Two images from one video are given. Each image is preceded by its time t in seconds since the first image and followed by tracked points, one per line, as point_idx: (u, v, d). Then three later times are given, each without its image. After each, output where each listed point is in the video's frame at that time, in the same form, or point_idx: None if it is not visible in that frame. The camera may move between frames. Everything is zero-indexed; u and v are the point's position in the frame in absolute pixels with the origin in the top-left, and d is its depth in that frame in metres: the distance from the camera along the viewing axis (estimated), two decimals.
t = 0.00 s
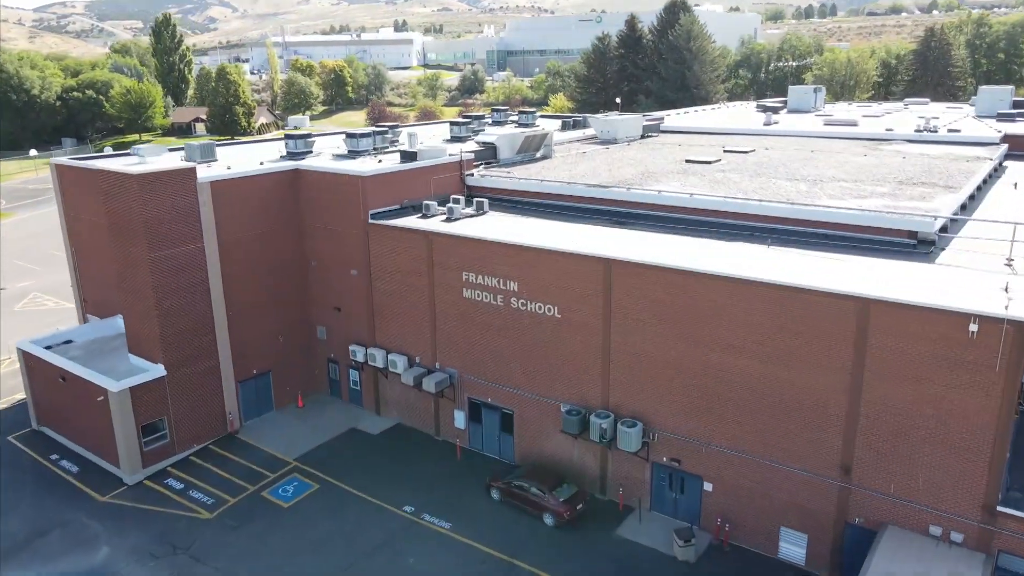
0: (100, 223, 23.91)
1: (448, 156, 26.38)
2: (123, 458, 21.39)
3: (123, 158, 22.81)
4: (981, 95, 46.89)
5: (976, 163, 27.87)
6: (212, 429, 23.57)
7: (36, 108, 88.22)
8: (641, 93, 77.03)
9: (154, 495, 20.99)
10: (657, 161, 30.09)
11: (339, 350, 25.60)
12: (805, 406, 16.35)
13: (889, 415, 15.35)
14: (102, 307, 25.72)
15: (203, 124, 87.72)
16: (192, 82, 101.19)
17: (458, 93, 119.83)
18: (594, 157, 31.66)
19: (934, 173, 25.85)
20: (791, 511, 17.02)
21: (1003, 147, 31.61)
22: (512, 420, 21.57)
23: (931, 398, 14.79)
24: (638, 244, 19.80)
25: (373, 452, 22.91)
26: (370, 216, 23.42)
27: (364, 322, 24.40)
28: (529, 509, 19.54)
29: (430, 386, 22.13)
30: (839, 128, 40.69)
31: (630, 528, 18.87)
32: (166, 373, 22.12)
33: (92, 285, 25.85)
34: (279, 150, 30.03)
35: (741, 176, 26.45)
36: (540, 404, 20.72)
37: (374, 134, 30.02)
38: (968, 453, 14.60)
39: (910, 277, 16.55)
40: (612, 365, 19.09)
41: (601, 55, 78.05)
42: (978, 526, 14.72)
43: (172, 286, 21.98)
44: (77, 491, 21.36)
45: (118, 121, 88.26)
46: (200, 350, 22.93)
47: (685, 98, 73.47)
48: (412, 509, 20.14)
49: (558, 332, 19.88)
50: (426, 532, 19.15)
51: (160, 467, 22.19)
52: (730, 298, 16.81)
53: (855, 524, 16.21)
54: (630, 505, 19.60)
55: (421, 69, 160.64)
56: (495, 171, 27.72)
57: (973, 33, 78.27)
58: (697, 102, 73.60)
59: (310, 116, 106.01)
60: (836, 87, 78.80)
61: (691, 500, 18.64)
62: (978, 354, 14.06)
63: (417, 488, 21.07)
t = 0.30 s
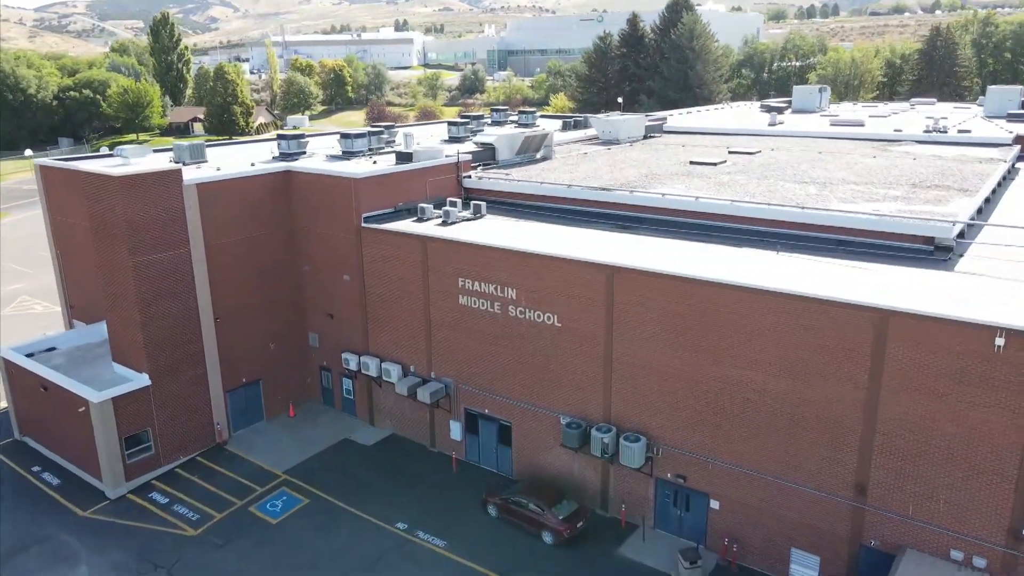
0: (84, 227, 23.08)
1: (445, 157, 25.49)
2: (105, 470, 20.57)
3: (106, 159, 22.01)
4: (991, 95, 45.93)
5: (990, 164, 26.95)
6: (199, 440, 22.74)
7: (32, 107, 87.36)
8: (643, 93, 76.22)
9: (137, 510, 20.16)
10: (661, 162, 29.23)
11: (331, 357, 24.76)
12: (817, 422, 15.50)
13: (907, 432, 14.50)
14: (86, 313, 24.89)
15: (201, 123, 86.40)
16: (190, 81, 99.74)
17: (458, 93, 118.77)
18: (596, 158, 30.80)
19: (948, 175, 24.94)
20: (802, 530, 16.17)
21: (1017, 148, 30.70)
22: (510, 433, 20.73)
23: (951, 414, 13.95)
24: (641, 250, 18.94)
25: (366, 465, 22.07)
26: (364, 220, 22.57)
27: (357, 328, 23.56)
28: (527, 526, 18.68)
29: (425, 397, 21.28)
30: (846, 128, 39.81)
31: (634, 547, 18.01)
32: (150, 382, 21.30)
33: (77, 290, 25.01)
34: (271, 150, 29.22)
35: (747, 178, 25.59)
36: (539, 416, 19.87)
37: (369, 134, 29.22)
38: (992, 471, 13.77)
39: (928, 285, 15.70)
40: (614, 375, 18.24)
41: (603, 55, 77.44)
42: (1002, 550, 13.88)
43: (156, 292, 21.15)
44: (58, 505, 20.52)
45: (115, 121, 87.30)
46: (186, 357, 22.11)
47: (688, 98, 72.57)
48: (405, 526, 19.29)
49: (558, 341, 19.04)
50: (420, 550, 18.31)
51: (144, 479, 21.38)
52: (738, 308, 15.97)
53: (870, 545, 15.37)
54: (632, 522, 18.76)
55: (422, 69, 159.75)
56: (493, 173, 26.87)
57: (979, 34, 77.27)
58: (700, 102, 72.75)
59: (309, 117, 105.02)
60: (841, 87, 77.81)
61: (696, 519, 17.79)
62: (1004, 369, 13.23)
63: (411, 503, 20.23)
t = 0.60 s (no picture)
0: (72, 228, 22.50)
1: (444, 157, 24.87)
2: (92, 479, 20.00)
3: (94, 159, 21.50)
4: (999, 94, 45.27)
5: (1002, 164, 26.32)
6: (191, 447, 22.16)
7: (30, 106, 86.85)
8: (645, 93, 75.63)
9: (126, 520, 19.59)
10: (664, 162, 28.65)
11: (327, 361, 24.16)
12: (832, 434, 14.88)
13: (923, 445, 13.89)
14: (76, 317, 24.29)
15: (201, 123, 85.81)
16: (190, 80, 99.05)
17: (459, 93, 118.15)
18: (598, 158, 30.22)
19: (960, 176, 24.33)
20: (812, 545, 15.56)
21: None
22: (509, 441, 20.11)
23: (971, 426, 13.34)
24: (644, 253, 18.34)
25: (363, 474, 21.44)
26: (360, 221, 21.95)
27: (353, 333, 22.96)
28: (527, 538, 18.06)
29: (422, 403, 20.67)
30: (853, 128, 39.20)
31: (638, 560, 17.39)
32: (140, 388, 20.73)
33: (66, 293, 24.43)
34: (267, 150, 28.66)
35: (753, 178, 25.00)
36: (539, 423, 19.26)
37: (367, 134, 28.66)
38: (1015, 485, 13.14)
39: (944, 291, 15.07)
40: (617, 382, 17.63)
41: (604, 54, 76.85)
42: None
43: (148, 294, 20.58)
44: (44, 514, 19.96)
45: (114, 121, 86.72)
46: (177, 363, 21.52)
47: (691, 97, 72.19)
48: (401, 537, 18.69)
49: (560, 348, 18.41)
50: (417, 563, 17.70)
51: (133, 488, 20.80)
52: (747, 315, 15.36)
53: (883, 562, 14.76)
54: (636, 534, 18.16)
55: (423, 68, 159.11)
56: (493, 173, 26.30)
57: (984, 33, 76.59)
58: (702, 102, 72.08)
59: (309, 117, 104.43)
60: (845, 86, 77.09)
61: (702, 531, 17.19)
62: None
63: (407, 513, 19.63)
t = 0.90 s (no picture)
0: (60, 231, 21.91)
1: (442, 157, 24.24)
2: (79, 490, 19.45)
3: (82, 159, 20.87)
4: (1006, 94, 44.64)
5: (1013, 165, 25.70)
6: (181, 455, 21.58)
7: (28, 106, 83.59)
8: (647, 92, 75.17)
9: (113, 532, 19.02)
10: (668, 163, 28.02)
11: (321, 368, 23.55)
12: (843, 446, 14.29)
13: (941, 461, 13.28)
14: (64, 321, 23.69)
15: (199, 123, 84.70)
16: (191, 79, 97.03)
17: (459, 93, 117.21)
18: (600, 158, 29.60)
19: (971, 176, 23.72)
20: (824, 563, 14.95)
21: None
22: (509, 450, 19.52)
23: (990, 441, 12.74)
24: (649, 257, 17.75)
25: (357, 483, 20.86)
26: (355, 223, 21.30)
27: (349, 338, 22.37)
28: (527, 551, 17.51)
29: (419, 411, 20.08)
30: (858, 128, 38.58)
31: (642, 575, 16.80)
32: (129, 395, 20.15)
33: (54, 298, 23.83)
34: (262, 150, 28.05)
35: (759, 179, 24.38)
36: (539, 433, 18.67)
37: (364, 133, 28.04)
38: None
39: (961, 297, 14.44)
40: (620, 390, 17.05)
41: (605, 54, 76.10)
42: None
43: (137, 298, 20.00)
44: (29, 526, 19.39)
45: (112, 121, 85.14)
46: (167, 369, 20.93)
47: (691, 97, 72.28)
48: (397, 550, 18.10)
49: (562, 354, 17.81)
50: None
51: (121, 498, 20.23)
52: (754, 321, 14.77)
53: None
54: (639, 548, 17.54)
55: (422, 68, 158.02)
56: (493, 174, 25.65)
57: (988, 32, 75.85)
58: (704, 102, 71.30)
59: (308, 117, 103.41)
60: (848, 86, 76.27)
61: (708, 545, 16.57)
62: None
63: (403, 525, 19.03)
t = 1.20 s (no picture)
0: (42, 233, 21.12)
1: (440, 159, 23.46)
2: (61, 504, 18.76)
3: (65, 161, 20.10)
4: (1015, 94, 43.83)
5: None
6: (169, 467, 20.87)
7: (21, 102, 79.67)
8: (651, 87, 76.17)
9: (96, 548, 18.30)
10: (671, 164, 27.30)
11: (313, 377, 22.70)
12: (857, 462, 13.54)
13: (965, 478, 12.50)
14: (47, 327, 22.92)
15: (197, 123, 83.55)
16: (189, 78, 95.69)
17: (460, 93, 116.06)
18: (602, 160, 28.86)
19: (985, 179, 22.96)
20: None
21: None
22: (509, 463, 18.88)
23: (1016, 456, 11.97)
24: (653, 262, 17.04)
25: (350, 497, 20.15)
26: (350, 226, 20.51)
27: (345, 346, 21.63)
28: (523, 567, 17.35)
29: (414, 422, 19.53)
30: (865, 128, 37.82)
31: None
32: (114, 406, 19.42)
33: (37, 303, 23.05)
34: (255, 151, 27.34)
35: (767, 181, 23.62)
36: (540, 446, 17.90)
37: (360, 134, 27.31)
38: None
39: (983, 308, 13.71)
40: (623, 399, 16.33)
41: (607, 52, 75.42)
42: None
43: (124, 304, 19.29)
44: (10, 541, 18.69)
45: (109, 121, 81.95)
46: (153, 379, 20.19)
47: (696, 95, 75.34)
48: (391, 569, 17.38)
49: (564, 364, 17.07)
50: None
51: (106, 512, 19.54)
52: (767, 331, 14.02)
53: None
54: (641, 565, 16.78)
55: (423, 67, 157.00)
56: (492, 176, 24.88)
57: (994, 32, 74.98)
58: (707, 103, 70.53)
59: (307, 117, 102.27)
60: (852, 86, 75.35)
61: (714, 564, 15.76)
62: None
63: (396, 542, 18.33)
